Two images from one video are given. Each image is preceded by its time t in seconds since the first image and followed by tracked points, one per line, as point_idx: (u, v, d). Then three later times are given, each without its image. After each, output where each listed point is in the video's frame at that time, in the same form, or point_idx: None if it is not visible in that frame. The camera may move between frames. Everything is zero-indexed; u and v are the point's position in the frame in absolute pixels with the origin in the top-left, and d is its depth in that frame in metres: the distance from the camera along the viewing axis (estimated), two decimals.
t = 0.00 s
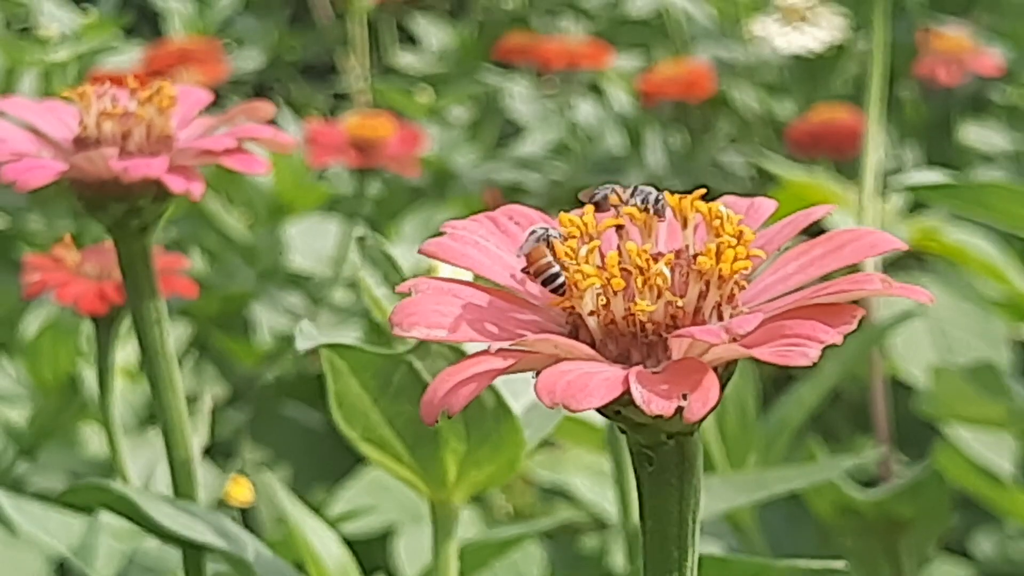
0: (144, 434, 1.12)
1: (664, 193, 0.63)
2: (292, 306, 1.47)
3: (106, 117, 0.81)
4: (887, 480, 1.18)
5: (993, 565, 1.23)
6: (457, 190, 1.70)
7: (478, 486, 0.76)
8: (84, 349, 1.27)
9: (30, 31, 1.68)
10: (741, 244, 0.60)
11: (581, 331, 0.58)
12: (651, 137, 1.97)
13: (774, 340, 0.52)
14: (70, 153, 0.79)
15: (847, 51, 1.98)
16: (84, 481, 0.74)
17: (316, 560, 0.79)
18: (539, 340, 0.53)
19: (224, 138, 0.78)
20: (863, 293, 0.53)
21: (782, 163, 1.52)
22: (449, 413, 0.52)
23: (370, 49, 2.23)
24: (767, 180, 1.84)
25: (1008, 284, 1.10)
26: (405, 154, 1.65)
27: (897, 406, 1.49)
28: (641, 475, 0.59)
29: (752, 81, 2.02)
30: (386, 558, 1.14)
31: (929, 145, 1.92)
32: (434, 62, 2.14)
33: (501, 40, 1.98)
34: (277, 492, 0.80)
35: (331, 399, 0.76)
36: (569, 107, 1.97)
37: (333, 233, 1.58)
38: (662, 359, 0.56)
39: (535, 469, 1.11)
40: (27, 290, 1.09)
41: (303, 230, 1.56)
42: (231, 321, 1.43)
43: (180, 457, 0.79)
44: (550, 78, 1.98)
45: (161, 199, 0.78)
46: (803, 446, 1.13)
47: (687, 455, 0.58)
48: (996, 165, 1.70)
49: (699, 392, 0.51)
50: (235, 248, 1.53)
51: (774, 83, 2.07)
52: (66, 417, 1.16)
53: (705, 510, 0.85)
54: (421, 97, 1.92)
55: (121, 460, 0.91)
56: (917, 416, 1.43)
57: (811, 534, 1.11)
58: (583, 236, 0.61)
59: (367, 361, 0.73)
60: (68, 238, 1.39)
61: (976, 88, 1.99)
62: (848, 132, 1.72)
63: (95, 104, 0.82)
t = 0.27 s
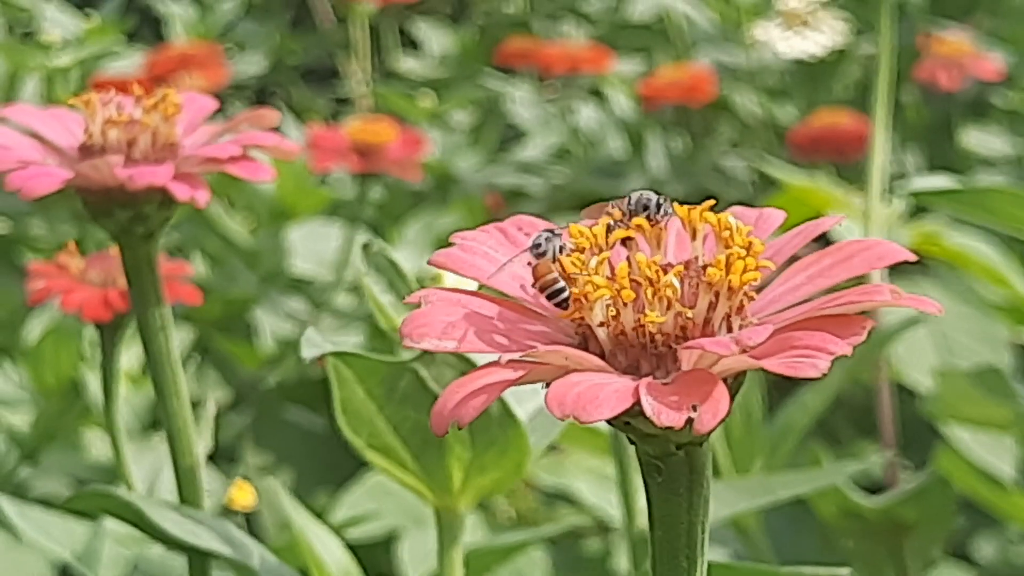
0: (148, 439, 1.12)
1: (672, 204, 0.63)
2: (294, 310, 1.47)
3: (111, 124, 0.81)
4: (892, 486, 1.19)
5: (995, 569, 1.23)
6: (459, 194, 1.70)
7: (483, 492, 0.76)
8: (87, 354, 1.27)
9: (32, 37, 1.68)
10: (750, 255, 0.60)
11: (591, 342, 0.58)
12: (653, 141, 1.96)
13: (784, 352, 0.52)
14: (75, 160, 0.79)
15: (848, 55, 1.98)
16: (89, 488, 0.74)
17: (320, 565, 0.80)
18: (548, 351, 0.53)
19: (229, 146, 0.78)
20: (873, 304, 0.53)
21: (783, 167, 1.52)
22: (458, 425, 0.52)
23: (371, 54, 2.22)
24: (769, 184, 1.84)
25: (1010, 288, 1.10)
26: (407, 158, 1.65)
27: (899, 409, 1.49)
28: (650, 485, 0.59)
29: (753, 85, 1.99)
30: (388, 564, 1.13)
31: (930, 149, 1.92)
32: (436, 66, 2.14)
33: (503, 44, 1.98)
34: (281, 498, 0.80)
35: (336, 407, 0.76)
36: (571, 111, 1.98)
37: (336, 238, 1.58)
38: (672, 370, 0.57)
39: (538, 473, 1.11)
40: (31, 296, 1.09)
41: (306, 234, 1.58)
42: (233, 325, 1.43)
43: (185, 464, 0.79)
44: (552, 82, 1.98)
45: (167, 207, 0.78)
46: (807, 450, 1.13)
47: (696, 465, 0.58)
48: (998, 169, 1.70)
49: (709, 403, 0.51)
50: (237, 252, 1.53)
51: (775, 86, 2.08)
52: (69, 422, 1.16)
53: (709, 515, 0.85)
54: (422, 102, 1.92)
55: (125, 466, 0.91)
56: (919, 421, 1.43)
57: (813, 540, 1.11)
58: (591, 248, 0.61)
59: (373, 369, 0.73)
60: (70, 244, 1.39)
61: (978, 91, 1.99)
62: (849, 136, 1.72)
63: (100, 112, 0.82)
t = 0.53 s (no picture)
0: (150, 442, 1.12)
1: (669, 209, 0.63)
2: (296, 314, 1.47)
3: (113, 129, 0.82)
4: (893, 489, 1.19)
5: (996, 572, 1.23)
6: (460, 198, 1.70)
7: (484, 496, 0.76)
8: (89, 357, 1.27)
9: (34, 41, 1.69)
10: (746, 260, 0.60)
11: (588, 346, 0.58)
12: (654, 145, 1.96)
13: (780, 356, 0.52)
14: (76, 164, 0.79)
15: (849, 58, 1.99)
16: (90, 492, 0.75)
17: (322, 568, 0.79)
18: (545, 356, 0.53)
19: (230, 150, 0.78)
20: (869, 308, 0.53)
21: (785, 170, 1.52)
22: (455, 429, 0.52)
23: (373, 57, 2.23)
24: (770, 187, 1.84)
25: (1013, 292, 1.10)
26: (408, 161, 1.66)
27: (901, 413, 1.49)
28: (647, 490, 0.59)
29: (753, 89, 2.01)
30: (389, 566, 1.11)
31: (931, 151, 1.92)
32: (437, 70, 2.14)
33: (504, 48, 1.98)
34: (283, 500, 0.80)
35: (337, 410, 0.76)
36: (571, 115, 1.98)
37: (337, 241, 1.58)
38: (668, 374, 0.57)
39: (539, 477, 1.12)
40: (34, 299, 1.09)
41: (307, 237, 1.56)
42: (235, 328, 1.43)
43: (186, 468, 0.79)
44: (553, 86, 1.99)
45: (168, 211, 0.78)
46: (808, 454, 1.13)
47: (693, 470, 0.58)
48: (998, 172, 1.70)
49: (706, 408, 0.51)
50: (239, 256, 1.53)
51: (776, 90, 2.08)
52: (71, 425, 1.16)
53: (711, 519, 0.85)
54: (423, 105, 1.92)
55: (127, 469, 0.92)
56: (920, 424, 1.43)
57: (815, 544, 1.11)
58: (588, 252, 0.62)
59: (373, 373, 0.73)
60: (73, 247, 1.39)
61: (979, 95, 1.99)
62: (850, 139, 1.72)
63: (101, 116, 0.83)
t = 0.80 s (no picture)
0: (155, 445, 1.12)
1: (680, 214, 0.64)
2: (299, 316, 1.48)
3: (121, 134, 0.82)
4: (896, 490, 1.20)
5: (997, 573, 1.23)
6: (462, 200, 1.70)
7: (491, 499, 0.77)
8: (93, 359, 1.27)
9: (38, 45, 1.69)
10: (757, 265, 0.61)
11: (599, 351, 0.59)
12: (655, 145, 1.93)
13: (791, 360, 0.52)
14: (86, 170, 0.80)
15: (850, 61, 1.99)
16: (98, 495, 0.75)
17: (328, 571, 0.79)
18: (557, 361, 0.54)
19: (239, 155, 0.79)
20: (879, 313, 0.54)
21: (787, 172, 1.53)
22: (468, 433, 0.53)
23: (375, 60, 2.23)
24: (771, 189, 1.84)
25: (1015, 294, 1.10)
26: (411, 164, 1.66)
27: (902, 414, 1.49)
28: (658, 494, 0.59)
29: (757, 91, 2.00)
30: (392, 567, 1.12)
31: (932, 154, 1.92)
32: (439, 73, 2.15)
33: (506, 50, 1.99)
34: (288, 503, 0.81)
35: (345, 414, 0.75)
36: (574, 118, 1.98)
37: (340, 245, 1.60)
38: (679, 378, 0.57)
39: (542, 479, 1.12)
40: (40, 302, 1.10)
41: (310, 239, 1.59)
42: (239, 331, 1.43)
43: (193, 471, 0.79)
44: (555, 88, 1.99)
45: (176, 215, 0.78)
46: (810, 456, 1.13)
47: (704, 473, 0.59)
48: (999, 174, 1.71)
49: (717, 412, 0.52)
50: (243, 258, 1.53)
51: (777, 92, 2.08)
52: (75, 428, 1.16)
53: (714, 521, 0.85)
54: (426, 108, 1.93)
55: (133, 472, 0.92)
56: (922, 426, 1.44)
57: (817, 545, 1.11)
58: (599, 256, 0.62)
59: (385, 379, 0.73)
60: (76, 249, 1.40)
61: (980, 97, 1.99)
62: (852, 141, 1.73)
63: (109, 120, 0.82)
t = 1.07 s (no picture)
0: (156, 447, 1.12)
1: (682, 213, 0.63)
2: (300, 318, 1.48)
3: (121, 133, 0.81)
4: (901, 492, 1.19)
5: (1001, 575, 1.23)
6: (464, 201, 1.70)
7: (492, 501, 0.76)
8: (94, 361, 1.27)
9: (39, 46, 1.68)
10: (759, 264, 0.60)
11: (600, 351, 0.58)
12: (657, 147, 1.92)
13: (793, 360, 0.52)
14: (84, 168, 0.79)
15: (854, 61, 1.98)
16: (98, 497, 0.74)
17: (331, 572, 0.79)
18: (558, 361, 0.53)
19: (239, 154, 0.78)
20: (882, 313, 0.53)
21: (790, 173, 1.52)
22: (468, 434, 0.52)
23: (377, 61, 2.23)
24: (774, 190, 1.84)
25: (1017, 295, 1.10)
26: (412, 165, 1.65)
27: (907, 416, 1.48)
28: (660, 495, 0.59)
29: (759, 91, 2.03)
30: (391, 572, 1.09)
31: (936, 154, 1.92)
32: (441, 74, 2.14)
33: (508, 51, 1.98)
34: (290, 504, 0.81)
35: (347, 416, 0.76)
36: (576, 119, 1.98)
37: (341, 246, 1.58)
38: (681, 379, 0.57)
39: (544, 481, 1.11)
40: (40, 303, 1.09)
41: (312, 240, 1.56)
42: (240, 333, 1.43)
43: (194, 472, 0.79)
44: (557, 89, 1.99)
45: (176, 215, 0.78)
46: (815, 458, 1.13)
47: (706, 474, 0.58)
48: (1003, 175, 1.70)
49: (719, 413, 0.51)
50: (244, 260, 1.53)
51: (780, 93, 2.08)
52: (76, 430, 1.16)
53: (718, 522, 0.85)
54: (428, 110, 1.92)
55: (134, 474, 0.92)
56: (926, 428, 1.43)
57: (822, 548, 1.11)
58: (599, 256, 0.62)
59: (383, 379, 0.73)
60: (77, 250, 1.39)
61: (984, 98, 1.99)
62: (856, 142, 1.72)
63: (109, 120, 0.82)
